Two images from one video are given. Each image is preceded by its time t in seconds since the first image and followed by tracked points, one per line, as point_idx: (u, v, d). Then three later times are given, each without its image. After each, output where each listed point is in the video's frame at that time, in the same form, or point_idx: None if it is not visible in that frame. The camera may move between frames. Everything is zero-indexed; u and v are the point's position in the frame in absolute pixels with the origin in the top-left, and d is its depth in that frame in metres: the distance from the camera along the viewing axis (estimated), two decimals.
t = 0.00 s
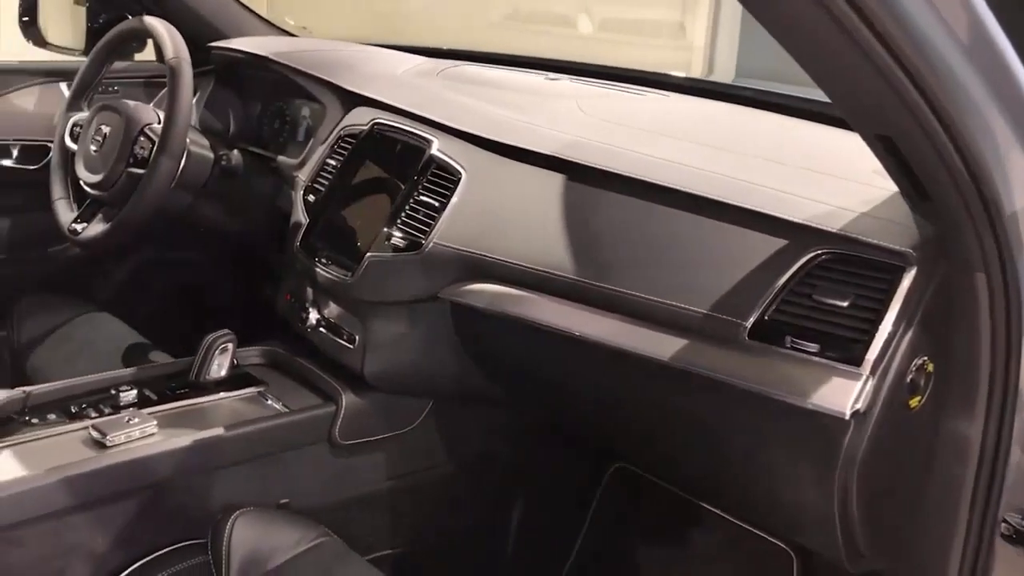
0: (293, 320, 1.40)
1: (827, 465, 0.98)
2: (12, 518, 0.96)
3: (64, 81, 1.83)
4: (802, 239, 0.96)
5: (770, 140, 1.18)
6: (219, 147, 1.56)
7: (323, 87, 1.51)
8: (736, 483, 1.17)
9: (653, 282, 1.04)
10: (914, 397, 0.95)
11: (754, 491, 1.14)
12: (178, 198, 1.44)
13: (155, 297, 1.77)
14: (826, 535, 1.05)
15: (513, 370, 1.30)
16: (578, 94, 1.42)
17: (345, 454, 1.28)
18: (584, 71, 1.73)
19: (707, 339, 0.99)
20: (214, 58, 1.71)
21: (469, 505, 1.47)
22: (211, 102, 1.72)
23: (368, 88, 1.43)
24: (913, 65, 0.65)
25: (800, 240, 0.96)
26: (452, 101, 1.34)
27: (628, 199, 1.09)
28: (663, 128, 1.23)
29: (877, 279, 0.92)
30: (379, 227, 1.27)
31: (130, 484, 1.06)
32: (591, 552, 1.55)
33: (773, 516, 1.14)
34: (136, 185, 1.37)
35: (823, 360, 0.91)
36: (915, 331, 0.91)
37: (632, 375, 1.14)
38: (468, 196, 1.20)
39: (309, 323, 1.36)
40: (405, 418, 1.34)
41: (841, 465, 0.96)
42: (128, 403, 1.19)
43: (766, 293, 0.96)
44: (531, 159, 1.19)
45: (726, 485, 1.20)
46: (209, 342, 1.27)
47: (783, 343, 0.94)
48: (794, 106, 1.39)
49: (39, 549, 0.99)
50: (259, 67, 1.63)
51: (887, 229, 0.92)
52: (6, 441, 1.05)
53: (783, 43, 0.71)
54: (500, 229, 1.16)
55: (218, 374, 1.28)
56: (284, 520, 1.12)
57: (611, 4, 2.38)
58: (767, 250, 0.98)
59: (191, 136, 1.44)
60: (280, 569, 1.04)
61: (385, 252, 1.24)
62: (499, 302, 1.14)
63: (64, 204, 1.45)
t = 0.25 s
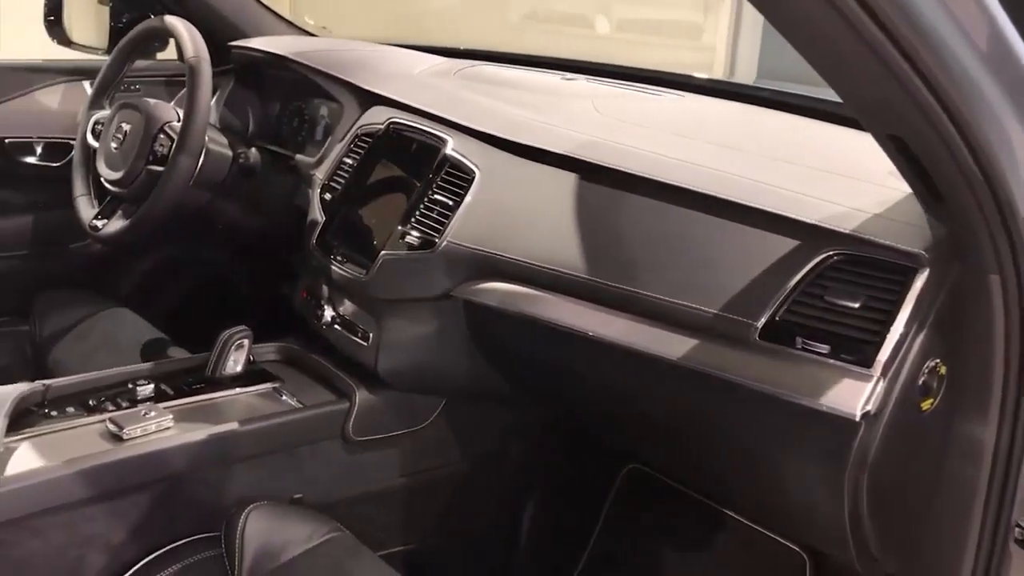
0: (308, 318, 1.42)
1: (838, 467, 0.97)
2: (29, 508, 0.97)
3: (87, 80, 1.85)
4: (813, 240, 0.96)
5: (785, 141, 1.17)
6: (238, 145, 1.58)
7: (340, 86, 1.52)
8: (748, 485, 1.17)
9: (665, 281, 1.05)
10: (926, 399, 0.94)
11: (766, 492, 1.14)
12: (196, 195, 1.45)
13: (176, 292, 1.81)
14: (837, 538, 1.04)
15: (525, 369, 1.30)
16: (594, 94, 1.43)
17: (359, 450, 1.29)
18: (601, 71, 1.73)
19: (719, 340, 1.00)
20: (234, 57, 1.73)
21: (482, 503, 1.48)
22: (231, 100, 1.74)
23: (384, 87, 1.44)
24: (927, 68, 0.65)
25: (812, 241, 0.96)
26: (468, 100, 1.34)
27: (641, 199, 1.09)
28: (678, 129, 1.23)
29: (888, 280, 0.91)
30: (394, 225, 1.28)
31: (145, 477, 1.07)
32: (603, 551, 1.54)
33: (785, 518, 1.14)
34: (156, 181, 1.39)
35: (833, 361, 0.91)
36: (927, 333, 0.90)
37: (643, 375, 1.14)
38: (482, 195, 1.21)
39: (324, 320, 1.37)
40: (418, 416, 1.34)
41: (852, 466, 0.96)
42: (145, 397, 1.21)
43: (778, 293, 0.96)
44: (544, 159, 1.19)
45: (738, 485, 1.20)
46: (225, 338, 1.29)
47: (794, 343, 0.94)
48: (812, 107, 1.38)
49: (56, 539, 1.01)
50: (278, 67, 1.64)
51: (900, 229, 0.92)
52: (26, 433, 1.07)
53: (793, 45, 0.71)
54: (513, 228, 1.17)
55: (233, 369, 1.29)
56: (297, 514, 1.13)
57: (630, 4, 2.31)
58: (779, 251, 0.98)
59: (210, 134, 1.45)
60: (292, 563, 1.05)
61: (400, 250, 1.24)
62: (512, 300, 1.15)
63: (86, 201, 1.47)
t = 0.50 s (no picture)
0: (323, 315, 1.43)
1: (847, 468, 0.97)
2: (47, 499, 0.99)
3: (109, 79, 1.88)
4: (824, 240, 0.96)
5: (797, 142, 1.18)
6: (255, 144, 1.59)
7: (356, 86, 1.53)
8: (758, 484, 1.17)
9: (676, 281, 1.05)
10: (936, 400, 0.93)
11: (776, 492, 1.14)
12: (214, 193, 1.47)
13: (192, 289, 1.83)
14: (846, 537, 1.05)
15: (538, 368, 1.31)
16: (608, 95, 1.43)
17: (372, 446, 1.30)
18: (616, 72, 1.73)
19: (730, 340, 1.00)
20: (253, 57, 1.75)
21: (493, 501, 1.49)
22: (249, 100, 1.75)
23: (400, 87, 1.46)
24: (938, 70, 0.65)
25: (822, 242, 0.96)
26: (482, 100, 1.36)
27: (652, 199, 1.10)
28: (690, 129, 1.23)
29: (897, 281, 0.91)
30: (408, 223, 1.29)
31: (160, 470, 1.09)
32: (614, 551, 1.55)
33: (795, 517, 1.14)
34: (174, 179, 1.41)
35: (843, 361, 0.92)
36: (938, 334, 0.89)
37: (654, 374, 1.14)
38: (495, 194, 1.22)
39: (339, 317, 1.39)
40: (430, 413, 1.35)
41: (861, 467, 0.96)
42: (161, 391, 1.23)
43: (788, 293, 0.97)
44: (557, 159, 1.20)
45: (748, 485, 1.21)
46: (240, 334, 1.31)
47: (804, 343, 0.95)
48: (827, 108, 1.38)
49: (73, 530, 1.03)
50: (295, 66, 1.66)
51: (911, 230, 0.92)
52: (45, 425, 1.09)
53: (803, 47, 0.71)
54: (526, 227, 1.18)
55: (249, 366, 1.31)
56: (309, 509, 1.14)
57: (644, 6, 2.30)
58: (789, 251, 0.98)
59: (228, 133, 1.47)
60: (305, 556, 1.06)
61: (414, 249, 1.26)
62: (525, 299, 1.16)
63: (106, 198, 1.50)
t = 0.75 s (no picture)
0: (343, 312, 1.45)
1: (861, 468, 0.98)
2: (73, 487, 1.01)
3: (136, 78, 1.91)
4: (839, 241, 0.96)
5: (816, 143, 1.18)
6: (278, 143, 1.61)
7: (378, 86, 1.55)
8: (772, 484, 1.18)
9: (691, 280, 1.06)
10: (951, 401, 0.93)
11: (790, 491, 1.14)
12: (237, 191, 1.49)
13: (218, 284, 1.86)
14: (860, 537, 1.05)
15: (555, 367, 1.32)
16: (627, 96, 1.44)
17: (390, 441, 1.32)
18: (637, 74, 1.74)
19: (745, 339, 1.01)
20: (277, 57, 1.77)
21: (509, 499, 1.51)
22: (273, 99, 1.78)
23: (421, 88, 1.47)
24: (954, 70, 0.65)
25: (837, 242, 0.96)
26: (502, 101, 1.37)
27: (668, 199, 1.11)
28: (708, 130, 1.24)
29: (912, 282, 0.91)
30: (427, 222, 1.31)
31: (182, 461, 1.11)
32: (629, 550, 1.55)
33: (809, 517, 1.14)
34: (199, 176, 1.44)
35: (856, 360, 0.92)
36: (953, 335, 0.90)
37: (670, 373, 1.15)
38: (513, 193, 1.23)
39: (358, 314, 1.41)
40: (448, 410, 1.37)
41: (874, 467, 0.96)
42: (184, 384, 1.25)
43: (803, 293, 0.97)
44: (575, 159, 1.21)
45: (763, 485, 1.21)
46: (262, 330, 1.33)
47: (818, 343, 0.95)
48: (846, 110, 1.38)
49: (97, 519, 1.05)
50: (319, 67, 1.68)
51: (928, 232, 0.92)
52: (72, 415, 1.11)
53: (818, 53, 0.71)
54: (544, 226, 1.19)
55: (270, 361, 1.33)
56: (327, 503, 1.15)
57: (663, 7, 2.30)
58: (804, 252, 0.98)
59: (252, 132, 1.50)
60: (323, 548, 1.07)
61: (433, 247, 1.27)
62: (542, 297, 1.17)
63: (132, 195, 1.52)
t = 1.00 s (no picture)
0: (362, 310, 1.47)
1: (875, 469, 0.98)
2: (96, 478, 1.03)
3: (162, 78, 1.94)
4: (855, 242, 0.96)
5: (833, 145, 1.18)
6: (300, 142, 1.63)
7: (398, 86, 1.56)
8: (787, 485, 1.18)
9: (707, 280, 1.07)
10: (967, 404, 0.94)
11: (805, 492, 1.15)
12: (259, 190, 1.51)
13: (240, 282, 1.88)
14: (874, 540, 1.05)
15: (571, 366, 1.33)
16: (646, 97, 1.45)
17: (407, 438, 1.33)
18: (657, 75, 1.74)
19: (760, 340, 1.02)
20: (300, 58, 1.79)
21: (525, 499, 1.51)
22: (296, 99, 1.80)
23: (442, 88, 1.48)
24: (966, 71, 0.65)
25: (853, 244, 0.96)
26: (521, 102, 1.38)
27: (685, 200, 1.11)
28: (726, 131, 1.24)
29: (929, 284, 0.91)
30: (446, 221, 1.32)
31: (202, 454, 1.13)
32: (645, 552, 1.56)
33: (824, 519, 1.15)
34: (222, 175, 1.46)
35: (870, 362, 0.92)
36: (968, 338, 0.90)
37: (685, 374, 1.15)
38: (531, 193, 1.24)
39: (377, 311, 1.42)
40: (464, 407, 1.38)
41: (888, 470, 0.96)
42: (205, 379, 1.27)
43: (817, 294, 0.97)
44: (593, 159, 1.22)
45: (778, 486, 1.21)
46: (283, 326, 1.35)
47: (832, 344, 0.96)
48: (865, 113, 1.38)
49: (120, 509, 1.07)
50: (341, 67, 1.69)
51: (946, 235, 0.91)
52: (95, 408, 1.14)
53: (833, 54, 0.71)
54: (561, 226, 1.20)
55: (289, 357, 1.35)
56: (344, 498, 1.16)
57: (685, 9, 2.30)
58: (819, 253, 0.99)
59: (274, 132, 1.52)
60: (340, 541, 1.09)
61: (451, 246, 1.29)
62: (558, 297, 1.19)
63: (157, 192, 1.55)
